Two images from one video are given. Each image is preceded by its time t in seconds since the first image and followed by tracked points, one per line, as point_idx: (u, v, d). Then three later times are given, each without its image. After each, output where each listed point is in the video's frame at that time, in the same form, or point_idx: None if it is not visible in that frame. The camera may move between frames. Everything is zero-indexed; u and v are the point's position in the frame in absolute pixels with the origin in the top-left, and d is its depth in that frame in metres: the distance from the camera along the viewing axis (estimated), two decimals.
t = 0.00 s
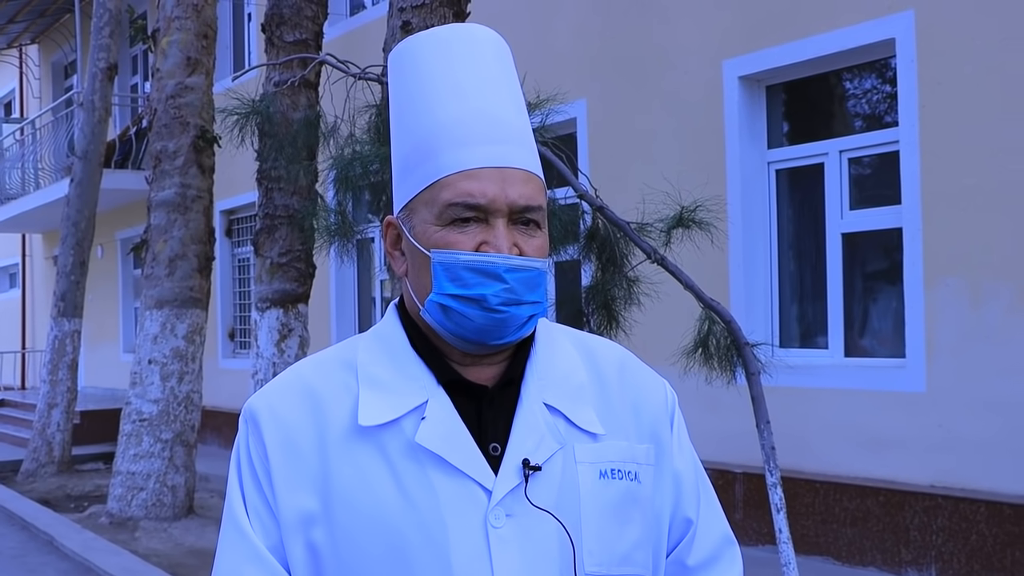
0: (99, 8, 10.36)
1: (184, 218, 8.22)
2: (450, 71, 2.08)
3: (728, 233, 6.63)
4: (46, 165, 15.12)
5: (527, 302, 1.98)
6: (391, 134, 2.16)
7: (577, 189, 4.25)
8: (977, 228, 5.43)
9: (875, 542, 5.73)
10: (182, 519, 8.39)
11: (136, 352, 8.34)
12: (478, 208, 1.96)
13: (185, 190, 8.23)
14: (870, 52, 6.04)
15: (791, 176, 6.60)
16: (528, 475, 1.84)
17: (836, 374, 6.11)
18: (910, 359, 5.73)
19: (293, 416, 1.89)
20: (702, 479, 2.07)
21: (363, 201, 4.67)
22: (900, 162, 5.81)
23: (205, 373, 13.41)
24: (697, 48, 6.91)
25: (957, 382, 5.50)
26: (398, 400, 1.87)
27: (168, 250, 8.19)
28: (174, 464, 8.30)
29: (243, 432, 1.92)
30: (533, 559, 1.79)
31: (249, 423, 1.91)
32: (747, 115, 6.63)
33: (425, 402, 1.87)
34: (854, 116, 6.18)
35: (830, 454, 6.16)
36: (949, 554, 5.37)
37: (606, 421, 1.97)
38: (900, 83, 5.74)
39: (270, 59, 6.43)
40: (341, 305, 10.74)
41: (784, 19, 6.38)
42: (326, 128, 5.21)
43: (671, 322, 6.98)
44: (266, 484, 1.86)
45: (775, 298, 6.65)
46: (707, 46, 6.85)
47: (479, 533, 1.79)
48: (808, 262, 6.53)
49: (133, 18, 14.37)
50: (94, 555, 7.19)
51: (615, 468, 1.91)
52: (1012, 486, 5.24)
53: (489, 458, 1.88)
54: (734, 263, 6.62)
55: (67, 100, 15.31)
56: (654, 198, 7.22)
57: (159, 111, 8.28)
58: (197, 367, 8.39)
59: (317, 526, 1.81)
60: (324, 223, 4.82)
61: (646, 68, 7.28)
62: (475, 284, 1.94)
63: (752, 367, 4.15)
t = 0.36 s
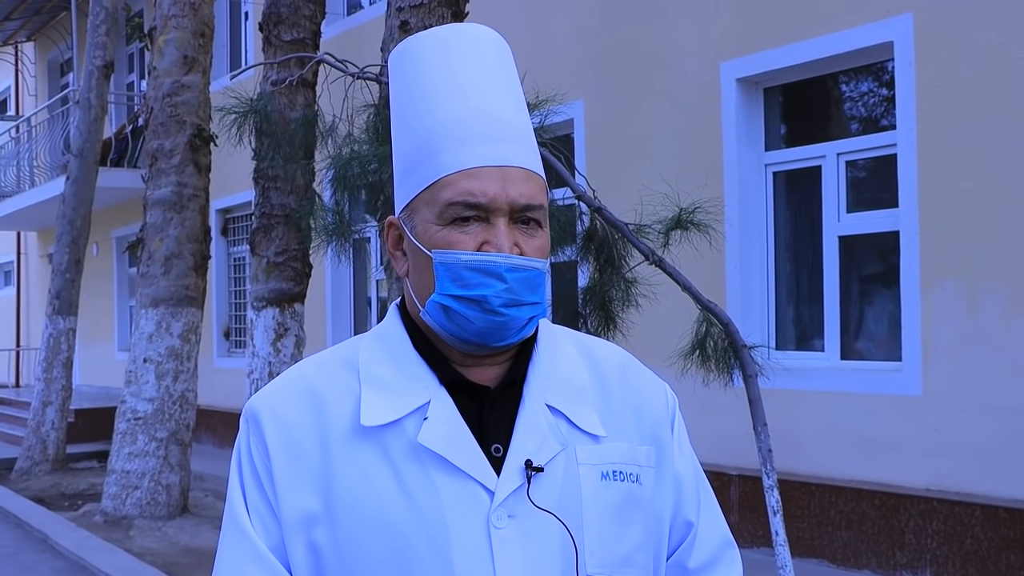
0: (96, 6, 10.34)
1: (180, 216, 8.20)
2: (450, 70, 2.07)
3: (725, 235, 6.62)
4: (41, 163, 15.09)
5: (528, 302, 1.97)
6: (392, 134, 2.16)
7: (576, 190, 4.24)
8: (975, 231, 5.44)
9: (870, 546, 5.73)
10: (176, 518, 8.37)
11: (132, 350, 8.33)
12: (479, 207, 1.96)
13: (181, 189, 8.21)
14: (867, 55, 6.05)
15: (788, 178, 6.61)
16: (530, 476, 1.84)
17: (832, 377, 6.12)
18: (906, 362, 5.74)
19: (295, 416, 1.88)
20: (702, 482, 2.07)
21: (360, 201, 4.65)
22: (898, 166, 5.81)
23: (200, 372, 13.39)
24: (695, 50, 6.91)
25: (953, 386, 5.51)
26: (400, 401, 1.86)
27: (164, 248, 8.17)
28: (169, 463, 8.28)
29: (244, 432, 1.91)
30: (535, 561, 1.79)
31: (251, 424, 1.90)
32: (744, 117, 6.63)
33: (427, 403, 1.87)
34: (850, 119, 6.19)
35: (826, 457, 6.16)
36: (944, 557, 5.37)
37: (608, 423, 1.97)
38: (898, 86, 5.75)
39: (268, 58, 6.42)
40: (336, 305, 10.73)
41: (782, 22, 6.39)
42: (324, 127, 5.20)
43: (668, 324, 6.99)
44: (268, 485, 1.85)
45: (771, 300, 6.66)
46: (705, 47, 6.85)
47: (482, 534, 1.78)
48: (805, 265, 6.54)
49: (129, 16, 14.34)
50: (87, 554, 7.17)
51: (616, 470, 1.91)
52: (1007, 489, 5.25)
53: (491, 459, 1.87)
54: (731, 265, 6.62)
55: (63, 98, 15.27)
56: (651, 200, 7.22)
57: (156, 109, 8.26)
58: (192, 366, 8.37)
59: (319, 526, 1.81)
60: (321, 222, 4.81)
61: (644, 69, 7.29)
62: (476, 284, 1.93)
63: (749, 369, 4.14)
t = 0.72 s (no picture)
0: (93, 4, 10.33)
1: (176, 215, 8.18)
2: (449, 71, 2.08)
3: (721, 235, 6.63)
4: (37, 161, 15.07)
5: (528, 300, 1.97)
6: (391, 135, 2.16)
7: (572, 190, 4.24)
8: (970, 233, 5.45)
9: (865, 546, 5.74)
10: (171, 517, 8.37)
11: (127, 349, 8.32)
12: (478, 206, 1.96)
13: (177, 187, 8.20)
14: (864, 57, 6.06)
15: (785, 179, 6.62)
16: (529, 477, 1.84)
17: (827, 377, 6.13)
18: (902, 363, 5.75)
19: (295, 416, 1.88)
20: (699, 483, 2.07)
21: (356, 201, 4.65)
22: (894, 167, 5.83)
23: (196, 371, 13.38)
24: (692, 51, 6.92)
25: (949, 387, 5.52)
26: (400, 401, 1.86)
27: (160, 247, 8.16)
28: (164, 462, 8.27)
29: (244, 432, 1.91)
30: (534, 560, 1.79)
31: (250, 423, 1.90)
32: (741, 118, 6.63)
33: (427, 402, 1.87)
34: (846, 120, 6.20)
35: (821, 457, 6.17)
36: (938, 558, 5.39)
37: (606, 423, 1.97)
38: (895, 88, 5.76)
39: (265, 57, 6.41)
40: (332, 305, 10.72)
41: (780, 23, 6.39)
42: (321, 127, 5.19)
43: (665, 325, 6.99)
44: (268, 484, 1.85)
45: (767, 301, 6.67)
46: (702, 48, 6.86)
47: (481, 534, 1.78)
48: (801, 266, 6.55)
49: (126, 14, 14.32)
50: (83, 553, 7.16)
51: (614, 470, 1.91)
52: (1002, 490, 5.26)
53: (490, 459, 1.87)
54: (728, 266, 6.63)
55: (59, 96, 15.25)
56: (647, 200, 7.23)
57: (152, 107, 8.25)
58: (188, 365, 8.36)
59: (319, 525, 1.81)
60: (318, 221, 4.80)
61: (640, 70, 7.29)
62: (476, 282, 1.94)
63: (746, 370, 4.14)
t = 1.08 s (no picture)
0: (91, 4, 10.33)
1: (175, 215, 8.18)
2: (449, 73, 2.08)
3: (720, 236, 6.64)
4: (35, 161, 15.06)
5: (529, 300, 1.98)
6: (391, 137, 2.16)
7: (571, 190, 4.24)
8: (969, 235, 5.46)
9: (863, 548, 5.75)
10: (169, 517, 8.36)
11: (125, 349, 8.32)
12: (480, 207, 1.96)
13: (176, 188, 8.20)
14: (863, 58, 6.06)
15: (783, 180, 6.63)
16: (530, 478, 1.84)
17: (825, 378, 6.14)
18: (900, 365, 5.76)
19: (296, 416, 1.89)
20: (697, 485, 2.08)
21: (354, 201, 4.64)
22: (892, 168, 5.83)
23: (194, 371, 13.37)
24: (690, 53, 6.93)
25: (947, 388, 5.53)
26: (401, 402, 1.87)
27: (158, 247, 8.15)
28: (162, 462, 8.27)
29: (245, 431, 1.91)
30: (534, 561, 1.79)
31: (252, 423, 1.90)
32: (740, 119, 6.64)
33: (428, 404, 1.87)
34: (844, 122, 6.20)
35: (819, 459, 6.18)
36: (936, 560, 5.40)
37: (605, 425, 1.98)
38: (894, 89, 5.77)
39: (264, 58, 6.42)
40: (331, 305, 10.73)
41: (779, 24, 6.40)
42: (320, 127, 5.19)
43: (664, 326, 7.00)
44: (269, 484, 1.85)
45: (766, 302, 6.67)
46: (701, 49, 6.87)
47: (481, 535, 1.79)
48: (799, 267, 6.55)
49: (125, 14, 14.33)
50: (81, 552, 7.16)
51: (614, 472, 1.91)
52: (1000, 492, 5.27)
53: (490, 460, 1.88)
54: (727, 267, 6.63)
55: (58, 96, 15.24)
56: (646, 202, 7.23)
57: (151, 108, 8.25)
58: (186, 365, 8.36)
59: (320, 526, 1.81)
60: (317, 221, 4.81)
61: (639, 71, 7.30)
62: (477, 283, 1.94)
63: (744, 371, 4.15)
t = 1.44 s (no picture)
0: (92, 6, 10.35)
1: (175, 217, 8.19)
2: (448, 76, 2.09)
3: (719, 238, 6.65)
4: (35, 163, 15.07)
5: (529, 303, 1.99)
6: (390, 139, 2.17)
7: (571, 193, 4.25)
8: (968, 236, 5.46)
9: (862, 550, 5.75)
10: (169, 519, 8.37)
11: (125, 351, 8.32)
12: (481, 210, 1.97)
13: (176, 190, 8.21)
14: (862, 60, 6.07)
15: (782, 182, 6.63)
16: (529, 481, 1.85)
17: (824, 380, 6.14)
18: (899, 366, 5.76)
19: (296, 420, 1.89)
20: (695, 487, 2.08)
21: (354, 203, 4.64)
22: (892, 171, 5.84)
23: (194, 373, 13.38)
24: (690, 55, 6.94)
25: (946, 390, 5.53)
26: (400, 405, 1.88)
27: (158, 249, 8.16)
28: (162, 464, 8.28)
29: (245, 435, 1.92)
30: (534, 564, 1.80)
31: (252, 427, 1.91)
32: (739, 121, 6.65)
33: (427, 407, 1.88)
34: (844, 124, 6.21)
35: (819, 460, 6.19)
36: (936, 561, 5.40)
37: (603, 428, 1.98)
38: (893, 91, 5.78)
39: (264, 60, 6.43)
40: (330, 307, 10.74)
41: (778, 26, 6.41)
42: (320, 129, 5.20)
43: (663, 328, 7.01)
44: (270, 488, 1.86)
45: (765, 304, 6.68)
46: (701, 51, 6.87)
47: (480, 538, 1.79)
48: (798, 269, 6.56)
49: (126, 16, 14.34)
50: (81, 554, 7.16)
51: (613, 474, 1.92)
52: (999, 493, 5.28)
53: (490, 463, 1.88)
54: (726, 269, 6.64)
55: (58, 98, 15.24)
56: (645, 204, 7.24)
57: (151, 110, 8.26)
58: (186, 367, 8.36)
59: (320, 529, 1.81)
60: (317, 223, 4.82)
61: (639, 73, 7.31)
62: (479, 286, 1.95)
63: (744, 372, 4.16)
